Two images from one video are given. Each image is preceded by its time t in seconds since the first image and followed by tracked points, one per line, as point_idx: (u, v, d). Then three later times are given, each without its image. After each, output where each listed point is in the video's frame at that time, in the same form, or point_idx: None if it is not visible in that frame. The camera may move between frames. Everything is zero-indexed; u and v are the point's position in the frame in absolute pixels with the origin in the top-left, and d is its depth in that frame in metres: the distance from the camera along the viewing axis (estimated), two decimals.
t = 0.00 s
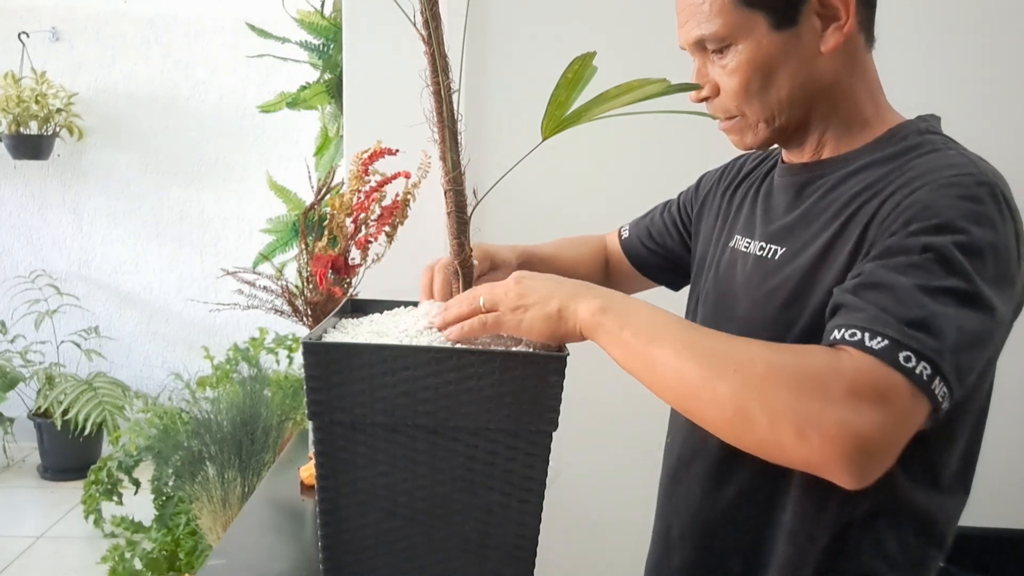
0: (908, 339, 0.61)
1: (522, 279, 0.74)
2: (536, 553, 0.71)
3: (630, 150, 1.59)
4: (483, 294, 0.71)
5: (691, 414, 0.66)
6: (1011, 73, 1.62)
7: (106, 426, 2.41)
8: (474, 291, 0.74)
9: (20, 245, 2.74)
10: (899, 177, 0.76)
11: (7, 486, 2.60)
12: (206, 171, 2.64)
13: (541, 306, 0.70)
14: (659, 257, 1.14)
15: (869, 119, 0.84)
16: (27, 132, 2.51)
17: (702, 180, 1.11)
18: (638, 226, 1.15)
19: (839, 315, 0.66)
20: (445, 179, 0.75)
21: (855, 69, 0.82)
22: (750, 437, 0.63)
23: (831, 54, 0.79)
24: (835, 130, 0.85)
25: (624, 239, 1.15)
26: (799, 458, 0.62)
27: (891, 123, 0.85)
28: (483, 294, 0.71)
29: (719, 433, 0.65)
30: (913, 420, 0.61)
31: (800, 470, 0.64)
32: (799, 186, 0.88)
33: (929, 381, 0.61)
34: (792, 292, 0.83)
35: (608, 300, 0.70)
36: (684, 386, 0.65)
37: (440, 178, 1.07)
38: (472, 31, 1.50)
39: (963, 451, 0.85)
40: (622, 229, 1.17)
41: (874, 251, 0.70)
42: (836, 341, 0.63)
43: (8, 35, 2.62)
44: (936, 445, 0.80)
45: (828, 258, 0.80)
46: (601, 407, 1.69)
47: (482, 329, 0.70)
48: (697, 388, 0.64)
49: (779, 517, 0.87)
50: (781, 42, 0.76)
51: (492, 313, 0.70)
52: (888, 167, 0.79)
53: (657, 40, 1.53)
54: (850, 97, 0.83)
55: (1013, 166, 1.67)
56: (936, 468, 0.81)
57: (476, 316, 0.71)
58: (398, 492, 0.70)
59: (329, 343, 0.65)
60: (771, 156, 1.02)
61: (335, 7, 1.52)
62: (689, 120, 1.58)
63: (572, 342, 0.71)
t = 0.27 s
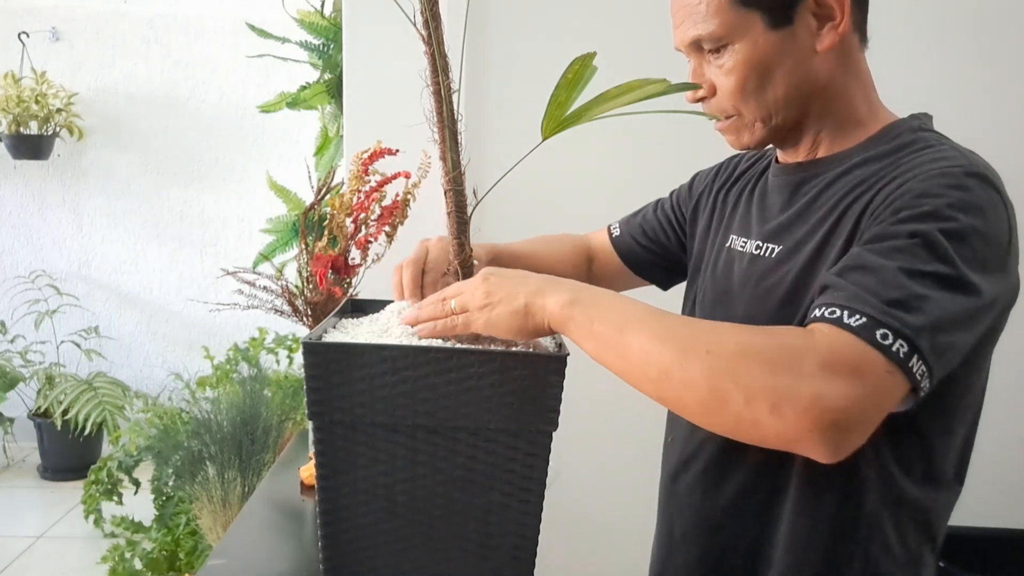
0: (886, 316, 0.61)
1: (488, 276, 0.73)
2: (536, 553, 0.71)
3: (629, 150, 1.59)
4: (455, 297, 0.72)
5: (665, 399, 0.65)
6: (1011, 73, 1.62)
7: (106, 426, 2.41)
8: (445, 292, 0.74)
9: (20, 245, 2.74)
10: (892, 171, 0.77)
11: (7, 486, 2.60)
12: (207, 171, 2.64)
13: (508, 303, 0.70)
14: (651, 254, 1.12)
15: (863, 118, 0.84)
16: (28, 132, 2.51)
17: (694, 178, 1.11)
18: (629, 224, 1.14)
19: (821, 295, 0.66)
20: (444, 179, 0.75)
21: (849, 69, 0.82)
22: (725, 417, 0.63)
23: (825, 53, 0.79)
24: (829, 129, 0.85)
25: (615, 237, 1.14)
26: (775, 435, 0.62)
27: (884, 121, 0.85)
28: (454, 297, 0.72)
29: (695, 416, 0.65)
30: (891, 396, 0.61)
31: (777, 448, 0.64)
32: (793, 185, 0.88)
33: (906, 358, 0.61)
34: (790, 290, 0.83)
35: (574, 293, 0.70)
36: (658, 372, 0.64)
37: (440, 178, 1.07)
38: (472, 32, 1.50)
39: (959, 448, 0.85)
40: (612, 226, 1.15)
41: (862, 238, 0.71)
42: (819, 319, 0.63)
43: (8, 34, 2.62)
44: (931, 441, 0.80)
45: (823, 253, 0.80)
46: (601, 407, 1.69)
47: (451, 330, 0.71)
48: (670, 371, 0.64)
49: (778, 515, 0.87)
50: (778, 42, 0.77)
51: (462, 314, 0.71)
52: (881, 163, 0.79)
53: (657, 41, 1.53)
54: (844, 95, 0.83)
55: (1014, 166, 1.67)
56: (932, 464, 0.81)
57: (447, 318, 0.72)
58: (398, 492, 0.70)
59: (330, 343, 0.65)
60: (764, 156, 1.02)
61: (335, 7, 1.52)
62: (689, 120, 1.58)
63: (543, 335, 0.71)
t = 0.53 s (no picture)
0: (910, 329, 0.61)
1: (521, 273, 0.74)
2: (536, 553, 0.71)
3: (630, 150, 1.59)
4: (484, 293, 0.71)
5: (693, 404, 0.65)
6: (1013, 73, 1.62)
7: (106, 426, 2.41)
8: (472, 290, 0.73)
9: (20, 245, 2.74)
10: (895, 172, 0.77)
11: (7, 486, 2.60)
12: (207, 171, 2.64)
13: (547, 299, 0.72)
14: (634, 246, 1.11)
15: (856, 118, 0.85)
16: (28, 132, 2.51)
17: (678, 172, 1.11)
18: (611, 215, 1.12)
19: (840, 307, 0.66)
20: (445, 179, 0.75)
21: (844, 69, 0.83)
22: (752, 425, 0.63)
23: (824, 51, 0.79)
24: (824, 128, 0.86)
25: (597, 229, 1.12)
26: (802, 446, 0.62)
27: (876, 121, 0.86)
28: (483, 293, 0.71)
29: (721, 423, 0.65)
30: (916, 409, 0.61)
31: (801, 458, 0.64)
32: (789, 185, 0.89)
33: (932, 369, 0.61)
34: (791, 291, 0.83)
35: (610, 292, 0.70)
36: (688, 377, 0.64)
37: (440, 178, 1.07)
38: (472, 32, 1.50)
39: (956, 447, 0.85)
40: (593, 217, 1.13)
41: (875, 243, 0.71)
42: (840, 333, 0.63)
43: (8, 34, 2.62)
44: (929, 437, 0.80)
45: (825, 255, 0.80)
46: (601, 407, 1.69)
47: (487, 330, 0.70)
48: (701, 377, 0.63)
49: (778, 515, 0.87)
50: (778, 39, 0.76)
51: (495, 311, 0.71)
52: (882, 163, 0.80)
53: (657, 41, 1.53)
54: (838, 95, 0.84)
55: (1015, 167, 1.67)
56: (930, 460, 0.82)
57: (478, 318, 0.70)
58: (399, 492, 0.70)
59: (330, 343, 0.65)
60: (750, 154, 1.02)
61: (335, 7, 1.52)
62: (689, 121, 1.58)
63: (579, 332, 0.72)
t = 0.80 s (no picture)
0: (911, 325, 0.61)
1: (507, 279, 0.72)
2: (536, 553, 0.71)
3: (630, 150, 1.59)
4: (471, 303, 0.70)
5: (693, 407, 0.65)
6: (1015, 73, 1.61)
7: (106, 426, 2.41)
8: (459, 299, 0.72)
9: (20, 245, 2.74)
10: (894, 169, 0.77)
11: (7, 486, 2.60)
12: (207, 171, 2.64)
13: (535, 307, 0.70)
14: (618, 241, 1.09)
15: (850, 118, 0.85)
16: (28, 132, 2.51)
17: (660, 168, 1.10)
18: (594, 211, 1.10)
19: (840, 301, 0.66)
20: (445, 179, 0.75)
21: (838, 69, 0.84)
22: (755, 425, 0.63)
23: (819, 51, 0.80)
24: (818, 129, 0.86)
25: (580, 224, 1.09)
26: (805, 444, 0.62)
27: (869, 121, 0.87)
28: (471, 303, 0.70)
29: (722, 424, 0.65)
30: (916, 403, 0.62)
31: (804, 456, 0.65)
32: (784, 184, 0.89)
33: (931, 365, 0.61)
34: (790, 292, 0.83)
35: (601, 297, 0.69)
36: (686, 379, 0.64)
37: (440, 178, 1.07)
38: (473, 32, 1.50)
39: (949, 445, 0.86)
40: (574, 210, 1.10)
41: (875, 239, 0.71)
42: (841, 327, 0.63)
43: (8, 34, 2.62)
44: (926, 430, 0.81)
45: (825, 254, 0.81)
46: (602, 407, 1.69)
47: (476, 340, 0.69)
48: (700, 379, 0.63)
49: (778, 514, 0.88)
50: (776, 38, 0.76)
51: (483, 323, 0.70)
52: (879, 161, 0.80)
53: (658, 41, 1.53)
54: (833, 94, 0.84)
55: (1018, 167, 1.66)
56: (929, 452, 0.82)
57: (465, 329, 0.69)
58: (399, 492, 0.70)
59: (330, 343, 0.65)
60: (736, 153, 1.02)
61: (335, 7, 1.52)
62: (689, 121, 1.58)
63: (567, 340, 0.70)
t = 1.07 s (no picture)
0: (906, 315, 0.61)
1: (498, 276, 0.71)
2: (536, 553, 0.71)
3: (630, 150, 1.59)
4: (462, 304, 0.69)
5: (687, 401, 0.65)
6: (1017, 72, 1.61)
7: (106, 426, 2.41)
8: (449, 298, 0.71)
9: (20, 245, 2.74)
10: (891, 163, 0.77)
11: (7, 486, 2.60)
12: (207, 172, 2.64)
13: (526, 304, 0.69)
14: (610, 238, 1.07)
15: (842, 116, 0.86)
16: (28, 132, 2.51)
17: (653, 162, 1.09)
18: (586, 207, 1.07)
19: (836, 293, 0.66)
20: (445, 179, 0.75)
21: (830, 68, 0.84)
22: (751, 417, 0.63)
23: (813, 49, 0.80)
24: (811, 128, 0.86)
25: (572, 221, 1.07)
26: (802, 435, 0.62)
27: (861, 120, 0.87)
28: (461, 304, 0.70)
29: (718, 417, 0.65)
30: (911, 393, 0.62)
31: (801, 447, 0.65)
32: (778, 182, 0.89)
33: (926, 355, 0.61)
34: (787, 289, 0.83)
35: (591, 293, 0.68)
36: (680, 374, 0.64)
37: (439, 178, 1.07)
38: (473, 33, 1.50)
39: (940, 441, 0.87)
40: (565, 206, 1.08)
41: (871, 233, 0.71)
42: (836, 318, 0.63)
43: (9, 35, 2.62)
44: (922, 423, 0.82)
45: (823, 248, 0.80)
46: (602, 407, 1.69)
47: (469, 342, 0.70)
48: (694, 373, 0.63)
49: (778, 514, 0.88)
50: (770, 37, 0.77)
51: (475, 323, 0.70)
52: (875, 156, 0.80)
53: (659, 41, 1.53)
54: (826, 92, 0.84)
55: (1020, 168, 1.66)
56: (924, 443, 0.84)
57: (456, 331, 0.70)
58: (399, 492, 0.70)
59: (331, 344, 0.65)
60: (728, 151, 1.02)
61: (335, 7, 1.52)
62: (689, 121, 1.58)
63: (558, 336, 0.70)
